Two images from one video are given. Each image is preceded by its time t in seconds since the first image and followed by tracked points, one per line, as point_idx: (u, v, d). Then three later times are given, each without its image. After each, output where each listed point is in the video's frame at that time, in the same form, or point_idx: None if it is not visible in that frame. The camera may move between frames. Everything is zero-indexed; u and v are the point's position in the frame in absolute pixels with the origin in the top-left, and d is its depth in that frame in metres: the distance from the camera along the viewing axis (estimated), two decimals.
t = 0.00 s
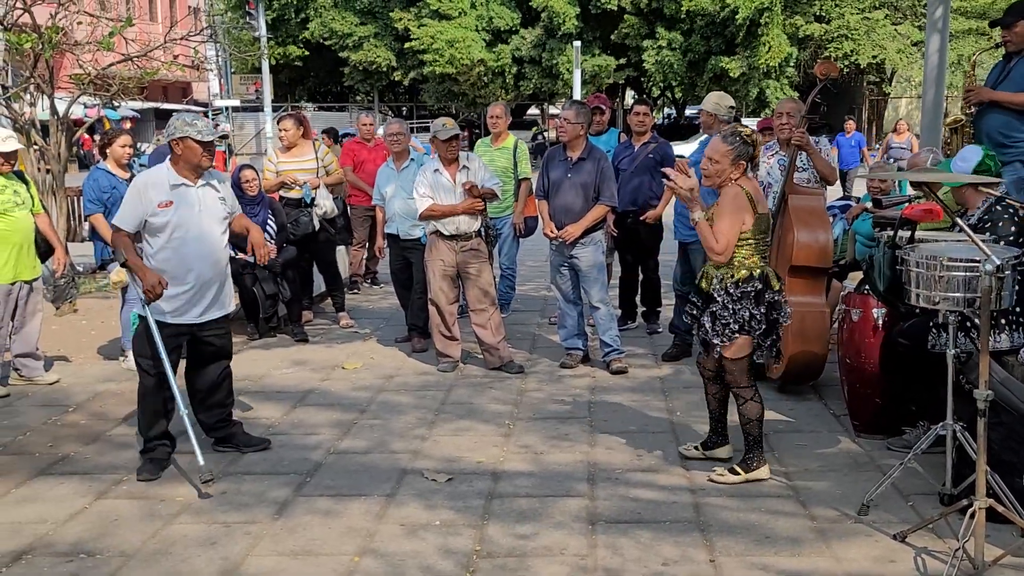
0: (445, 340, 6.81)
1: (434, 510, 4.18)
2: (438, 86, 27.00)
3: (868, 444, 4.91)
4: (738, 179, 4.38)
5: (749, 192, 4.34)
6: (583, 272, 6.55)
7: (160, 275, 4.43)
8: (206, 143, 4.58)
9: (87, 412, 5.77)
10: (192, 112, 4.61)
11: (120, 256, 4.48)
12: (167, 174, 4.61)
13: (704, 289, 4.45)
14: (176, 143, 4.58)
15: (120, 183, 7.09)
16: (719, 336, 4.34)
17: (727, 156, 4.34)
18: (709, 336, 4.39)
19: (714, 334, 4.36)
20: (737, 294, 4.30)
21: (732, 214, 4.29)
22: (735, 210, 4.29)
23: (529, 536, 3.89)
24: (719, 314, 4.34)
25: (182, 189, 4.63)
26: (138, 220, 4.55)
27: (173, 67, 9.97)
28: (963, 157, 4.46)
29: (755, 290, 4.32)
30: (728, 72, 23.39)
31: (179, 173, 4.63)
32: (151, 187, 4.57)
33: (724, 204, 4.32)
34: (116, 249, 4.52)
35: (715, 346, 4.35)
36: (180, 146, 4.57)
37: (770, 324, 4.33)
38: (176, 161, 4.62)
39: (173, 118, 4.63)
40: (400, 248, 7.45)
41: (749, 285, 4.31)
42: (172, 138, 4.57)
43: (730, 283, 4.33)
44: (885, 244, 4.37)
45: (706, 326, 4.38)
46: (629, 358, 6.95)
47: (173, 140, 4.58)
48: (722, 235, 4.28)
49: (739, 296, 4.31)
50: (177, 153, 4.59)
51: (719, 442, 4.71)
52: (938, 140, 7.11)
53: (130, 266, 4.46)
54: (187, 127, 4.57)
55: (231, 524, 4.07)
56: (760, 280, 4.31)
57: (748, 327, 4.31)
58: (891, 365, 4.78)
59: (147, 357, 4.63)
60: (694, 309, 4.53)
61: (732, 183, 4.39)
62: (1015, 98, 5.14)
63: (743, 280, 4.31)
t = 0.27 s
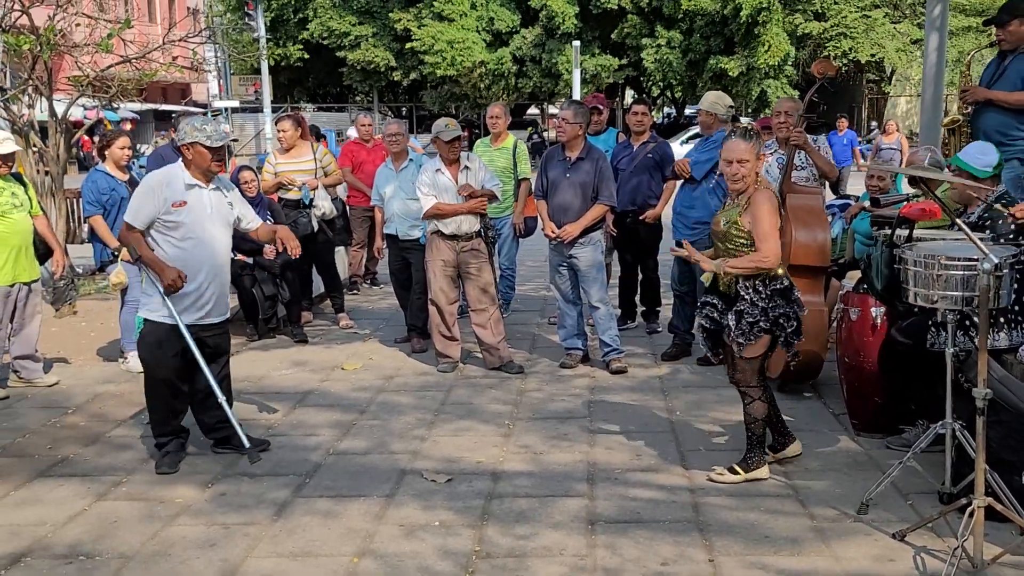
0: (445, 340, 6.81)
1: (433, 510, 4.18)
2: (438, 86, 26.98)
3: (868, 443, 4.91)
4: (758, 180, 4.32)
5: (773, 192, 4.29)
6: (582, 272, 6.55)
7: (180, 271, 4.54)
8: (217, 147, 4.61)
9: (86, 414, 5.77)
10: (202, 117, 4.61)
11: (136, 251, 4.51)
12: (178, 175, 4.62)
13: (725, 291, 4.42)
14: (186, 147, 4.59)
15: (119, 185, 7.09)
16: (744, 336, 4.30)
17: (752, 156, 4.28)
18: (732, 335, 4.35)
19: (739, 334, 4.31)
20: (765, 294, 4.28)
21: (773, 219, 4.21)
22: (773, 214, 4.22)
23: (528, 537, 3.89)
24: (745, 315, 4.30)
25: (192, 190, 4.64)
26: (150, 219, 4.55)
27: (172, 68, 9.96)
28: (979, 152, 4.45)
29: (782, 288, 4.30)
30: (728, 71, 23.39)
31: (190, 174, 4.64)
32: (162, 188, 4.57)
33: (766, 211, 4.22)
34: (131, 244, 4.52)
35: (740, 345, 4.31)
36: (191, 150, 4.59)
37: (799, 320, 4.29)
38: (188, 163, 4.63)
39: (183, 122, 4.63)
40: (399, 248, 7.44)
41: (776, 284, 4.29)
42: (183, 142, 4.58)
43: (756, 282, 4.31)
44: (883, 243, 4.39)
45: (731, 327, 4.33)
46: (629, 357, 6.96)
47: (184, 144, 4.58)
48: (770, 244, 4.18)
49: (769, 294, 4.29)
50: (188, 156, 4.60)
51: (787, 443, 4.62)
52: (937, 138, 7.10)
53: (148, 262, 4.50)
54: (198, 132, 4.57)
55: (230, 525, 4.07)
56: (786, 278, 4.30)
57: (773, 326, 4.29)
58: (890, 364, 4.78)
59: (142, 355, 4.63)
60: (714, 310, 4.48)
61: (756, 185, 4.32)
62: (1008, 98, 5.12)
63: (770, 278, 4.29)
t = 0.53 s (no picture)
0: (443, 338, 6.80)
1: (430, 507, 4.18)
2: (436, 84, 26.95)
3: (865, 438, 4.90)
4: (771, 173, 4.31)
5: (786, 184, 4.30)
6: (580, 269, 6.54)
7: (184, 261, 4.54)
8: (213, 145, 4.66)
9: (84, 412, 5.77)
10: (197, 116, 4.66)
11: (133, 248, 4.44)
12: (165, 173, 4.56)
13: (747, 287, 4.40)
14: (182, 145, 4.59)
15: (116, 183, 7.09)
16: (776, 331, 4.28)
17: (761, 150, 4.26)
18: (759, 331, 4.31)
19: (768, 327, 4.29)
20: (795, 287, 4.27)
21: (791, 214, 4.22)
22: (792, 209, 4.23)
23: (526, 533, 3.89)
24: (778, 307, 4.26)
25: (180, 187, 4.59)
26: (138, 216, 4.48)
27: (169, 67, 9.95)
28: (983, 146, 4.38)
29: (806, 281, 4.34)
30: (728, 68, 23.36)
31: (178, 172, 4.59)
32: (149, 185, 4.51)
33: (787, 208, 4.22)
34: (123, 241, 4.43)
35: (768, 340, 4.29)
36: (186, 147, 4.59)
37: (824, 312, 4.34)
38: (178, 161, 4.59)
39: (179, 121, 4.65)
40: (396, 246, 7.42)
41: (802, 276, 4.32)
42: (179, 139, 4.59)
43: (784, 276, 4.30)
44: (879, 238, 4.40)
45: (765, 320, 4.29)
46: (627, 354, 6.95)
47: (181, 141, 4.59)
48: (794, 242, 4.19)
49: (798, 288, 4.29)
50: (182, 153, 4.59)
51: (789, 442, 4.58)
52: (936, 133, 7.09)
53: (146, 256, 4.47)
54: (196, 130, 4.61)
55: (228, 523, 4.07)
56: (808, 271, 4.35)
57: (802, 321, 4.28)
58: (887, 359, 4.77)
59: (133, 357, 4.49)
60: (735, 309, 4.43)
61: (767, 180, 4.32)
62: (1006, 92, 5.12)
63: (796, 272, 4.30)
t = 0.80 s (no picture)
0: (442, 333, 6.81)
1: (428, 500, 4.20)
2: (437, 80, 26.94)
3: (863, 430, 4.91)
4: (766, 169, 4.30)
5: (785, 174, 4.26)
6: (578, 263, 6.55)
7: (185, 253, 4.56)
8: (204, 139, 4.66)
9: (84, 408, 5.79)
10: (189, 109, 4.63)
11: (141, 240, 4.40)
12: (158, 166, 4.55)
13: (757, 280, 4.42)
14: (174, 138, 4.58)
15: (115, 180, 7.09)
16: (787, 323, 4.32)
17: (743, 149, 4.28)
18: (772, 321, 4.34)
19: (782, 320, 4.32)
20: (806, 280, 4.37)
21: (794, 208, 4.19)
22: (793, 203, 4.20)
23: (523, 525, 3.90)
24: (791, 304, 4.35)
25: (173, 181, 4.61)
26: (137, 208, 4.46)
27: (169, 64, 9.96)
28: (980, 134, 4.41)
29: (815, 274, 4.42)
30: (730, 62, 23.32)
31: (171, 166, 4.60)
32: (146, 177, 4.49)
33: (786, 204, 4.21)
34: (130, 233, 4.38)
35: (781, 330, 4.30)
36: (178, 141, 4.58)
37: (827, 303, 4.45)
38: (171, 155, 4.59)
39: (167, 115, 4.61)
40: (394, 241, 7.43)
41: (812, 269, 4.40)
42: (171, 133, 4.56)
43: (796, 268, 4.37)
44: (874, 230, 4.41)
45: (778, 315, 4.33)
46: (626, 348, 6.96)
47: (173, 136, 4.57)
48: (797, 236, 4.18)
49: (808, 280, 4.38)
50: (174, 148, 4.58)
51: (788, 436, 4.59)
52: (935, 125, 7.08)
53: (152, 248, 4.46)
54: (188, 124, 4.59)
55: (226, 516, 4.09)
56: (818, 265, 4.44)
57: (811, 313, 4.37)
58: (884, 353, 4.78)
59: (118, 356, 4.49)
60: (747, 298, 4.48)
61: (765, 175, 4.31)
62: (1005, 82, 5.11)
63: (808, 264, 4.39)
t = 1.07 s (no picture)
0: (437, 324, 6.84)
1: (419, 490, 4.21)
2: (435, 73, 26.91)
3: (854, 419, 4.93)
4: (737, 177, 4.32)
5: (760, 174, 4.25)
6: (572, 254, 6.56)
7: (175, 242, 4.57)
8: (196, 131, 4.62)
9: (79, 400, 5.81)
10: (181, 101, 4.60)
11: (136, 225, 4.39)
12: (150, 158, 4.55)
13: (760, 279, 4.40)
14: (166, 130, 4.56)
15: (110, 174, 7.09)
16: (790, 319, 4.33)
17: (706, 164, 4.35)
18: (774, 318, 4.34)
19: (784, 317, 4.32)
20: (808, 273, 4.31)
21: (779, 203, 4.16)
22: (773, 195, 4.17)
23: (513, 515, 3.92)
24: (791, 297, 4.30)
25: (165, 171, 4.61)
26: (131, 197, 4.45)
27: (165, 57, 9.95)
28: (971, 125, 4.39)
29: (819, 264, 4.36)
30: (731, 53, 23.27)
31: (162, 157, 4.60)
32: (140, 168, 4.49)
33: (766, 199, 4.18)
34: (126, 219, 4.37)
35: (782, 326, 4.32)
36: (170, 133, 4.56)
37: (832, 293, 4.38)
38: (162, 147, 4.58)
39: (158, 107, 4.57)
40: (388, 233, 7.44)
41: (815, 260, 4.34)
42: (162, 125, 4.55)
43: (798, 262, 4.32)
44: (863, 220, 4.42)
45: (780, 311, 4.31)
46: (620, 339, 6.98)
47: (164, 128, 4.55)
48: (786, 227, 4.13)
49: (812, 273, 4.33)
50: (166, 139, 4.57)
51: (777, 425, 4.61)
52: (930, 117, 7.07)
53: (145, 235, 4.46)
54: (179, 116, 4.55)
55: (218, 507, 4.11)
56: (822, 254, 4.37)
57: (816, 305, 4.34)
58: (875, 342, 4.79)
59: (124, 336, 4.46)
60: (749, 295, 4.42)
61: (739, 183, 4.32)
62: (998, 71, 5.11)
63: (810, 256, 4.32)
